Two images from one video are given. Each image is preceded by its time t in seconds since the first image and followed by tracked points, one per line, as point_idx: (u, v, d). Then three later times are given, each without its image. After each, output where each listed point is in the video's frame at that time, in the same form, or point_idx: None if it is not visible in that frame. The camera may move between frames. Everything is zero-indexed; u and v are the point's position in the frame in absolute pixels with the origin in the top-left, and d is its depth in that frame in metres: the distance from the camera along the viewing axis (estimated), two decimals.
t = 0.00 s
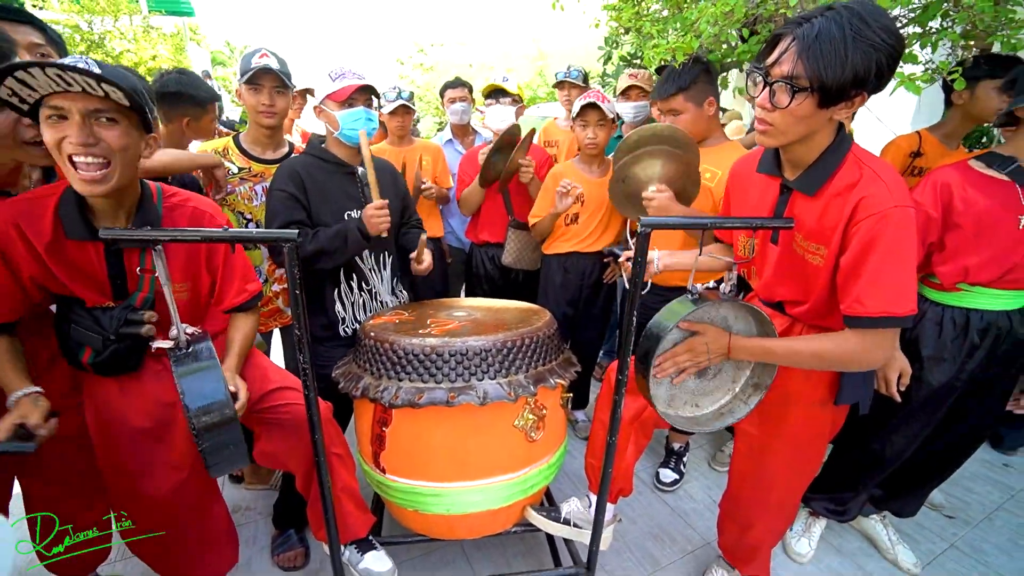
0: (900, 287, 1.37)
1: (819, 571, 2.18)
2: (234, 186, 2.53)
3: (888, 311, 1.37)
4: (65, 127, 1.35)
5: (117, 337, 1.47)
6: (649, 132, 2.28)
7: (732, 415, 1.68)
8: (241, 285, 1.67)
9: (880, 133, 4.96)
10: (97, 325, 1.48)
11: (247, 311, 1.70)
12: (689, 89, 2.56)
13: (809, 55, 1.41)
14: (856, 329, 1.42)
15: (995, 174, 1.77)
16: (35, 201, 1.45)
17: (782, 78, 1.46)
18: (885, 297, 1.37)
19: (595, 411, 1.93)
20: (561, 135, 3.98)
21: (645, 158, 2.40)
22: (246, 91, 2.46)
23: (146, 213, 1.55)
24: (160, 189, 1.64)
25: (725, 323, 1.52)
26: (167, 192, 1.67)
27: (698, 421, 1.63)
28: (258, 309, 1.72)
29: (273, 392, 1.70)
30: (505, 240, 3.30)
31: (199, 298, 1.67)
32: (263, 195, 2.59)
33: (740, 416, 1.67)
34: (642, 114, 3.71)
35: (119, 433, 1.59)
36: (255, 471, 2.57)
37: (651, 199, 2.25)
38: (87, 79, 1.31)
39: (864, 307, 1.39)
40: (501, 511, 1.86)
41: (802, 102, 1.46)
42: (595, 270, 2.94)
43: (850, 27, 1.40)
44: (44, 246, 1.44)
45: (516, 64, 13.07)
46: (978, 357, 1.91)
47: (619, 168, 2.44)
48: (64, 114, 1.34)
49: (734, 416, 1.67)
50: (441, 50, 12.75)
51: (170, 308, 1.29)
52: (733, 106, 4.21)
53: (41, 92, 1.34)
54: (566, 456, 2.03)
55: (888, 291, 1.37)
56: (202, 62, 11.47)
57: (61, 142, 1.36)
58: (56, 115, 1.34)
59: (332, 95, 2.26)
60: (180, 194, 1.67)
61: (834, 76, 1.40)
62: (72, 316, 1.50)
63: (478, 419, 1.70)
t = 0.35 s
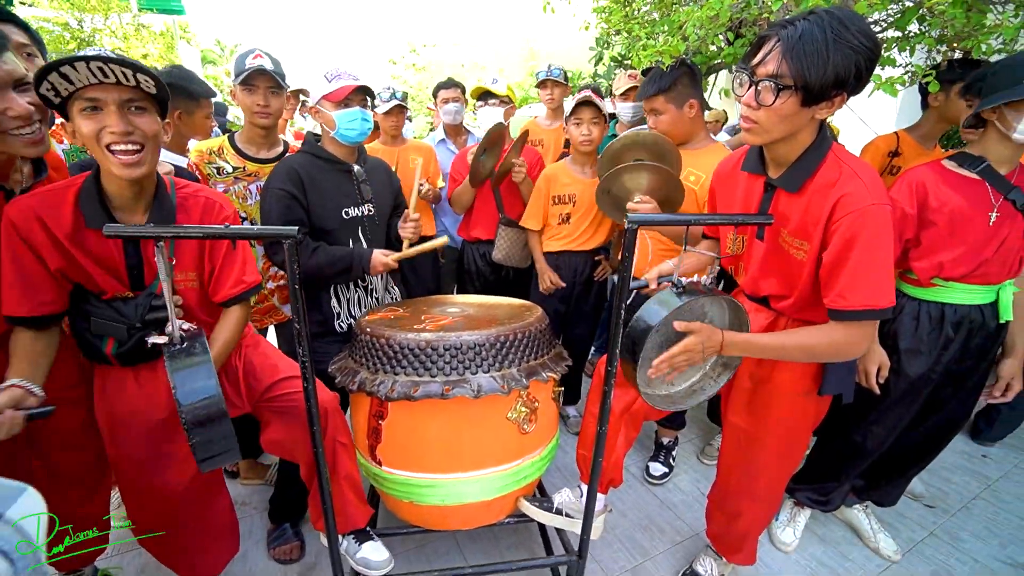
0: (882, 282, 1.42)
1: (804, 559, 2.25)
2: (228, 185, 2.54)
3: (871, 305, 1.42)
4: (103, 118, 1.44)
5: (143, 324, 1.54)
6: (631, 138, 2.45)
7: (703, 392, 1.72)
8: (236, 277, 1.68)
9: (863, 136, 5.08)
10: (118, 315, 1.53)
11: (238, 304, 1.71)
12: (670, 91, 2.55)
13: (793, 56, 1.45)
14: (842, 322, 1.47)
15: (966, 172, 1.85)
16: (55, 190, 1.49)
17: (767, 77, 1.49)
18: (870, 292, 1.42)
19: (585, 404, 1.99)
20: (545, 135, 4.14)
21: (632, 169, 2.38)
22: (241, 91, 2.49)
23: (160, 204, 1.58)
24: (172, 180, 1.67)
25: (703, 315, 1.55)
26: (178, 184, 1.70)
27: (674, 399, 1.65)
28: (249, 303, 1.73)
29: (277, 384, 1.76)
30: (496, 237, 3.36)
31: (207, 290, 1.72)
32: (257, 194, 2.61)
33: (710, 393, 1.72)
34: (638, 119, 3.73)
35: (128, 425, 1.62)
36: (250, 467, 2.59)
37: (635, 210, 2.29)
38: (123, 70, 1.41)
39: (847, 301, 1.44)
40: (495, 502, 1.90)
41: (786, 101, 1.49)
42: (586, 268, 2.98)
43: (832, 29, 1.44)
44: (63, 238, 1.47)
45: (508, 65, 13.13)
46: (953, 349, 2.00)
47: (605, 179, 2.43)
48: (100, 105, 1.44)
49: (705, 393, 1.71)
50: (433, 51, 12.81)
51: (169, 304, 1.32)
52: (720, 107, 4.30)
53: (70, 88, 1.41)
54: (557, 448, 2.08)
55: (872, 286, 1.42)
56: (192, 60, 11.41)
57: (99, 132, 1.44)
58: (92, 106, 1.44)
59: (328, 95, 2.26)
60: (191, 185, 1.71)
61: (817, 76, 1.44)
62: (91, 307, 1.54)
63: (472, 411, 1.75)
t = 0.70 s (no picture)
0: (846, 279, 1.45)
1: (784, 547, 2.32)
2: (218, 184, 2.55)
3: (832, 300, 1.46)
4: (81, 115, 1.44)
5: (129, 319, 1.55)
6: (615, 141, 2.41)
7: (692, 393, 1.76)
8: (234, 263, 1.74)
9: (841, 138, 5.23)
10: (105, 312, 1.54)
11: (241, 289, 1.77)
12: (650, 94, 2.59)
13: (776, 61, 1.38)
14: (807, 316, 1.50)
15: (932, 174, 1.94)
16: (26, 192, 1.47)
17: (749, 82, 1.43)
18: (832, 288, 1.46)
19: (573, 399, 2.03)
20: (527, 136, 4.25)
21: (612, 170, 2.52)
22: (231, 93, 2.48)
23: (138, 202, 1.58)
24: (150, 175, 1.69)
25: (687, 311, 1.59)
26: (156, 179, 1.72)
27: (660, 398, 1.70)
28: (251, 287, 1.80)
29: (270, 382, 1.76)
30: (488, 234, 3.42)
31: (195, 284, 1.75)
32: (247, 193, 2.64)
33: (699, 394, 1.75)
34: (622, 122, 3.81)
35: (123, 425, 1.63)
36: (241, 467, 2.60)
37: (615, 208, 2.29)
38: (104, 71, 1.41)
39: (814, 296, 1.47)
40: (484, 496, 1.94)
41: (766, 105, 1.43)
42: (572, 268, 3.04)
43: (815, 36, 1.37)
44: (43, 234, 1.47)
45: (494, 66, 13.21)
46: (923, 342, 2.08)
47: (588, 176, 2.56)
48: (81, 103, 1.44)
49: (694, 394, 1.75)
50: (421, 51, 12.82)
51: (161, 298, 1.30)
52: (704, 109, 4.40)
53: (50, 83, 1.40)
54: (545, 443, 2.13)
55: (835, 282, 1.45)
56: (176, 59, 11.28)
57: (76, 128, 1.44)
58: (71, 102, 1.43)
59: (320, 95, 2.26)
60: (168, 179, 1.72)
61: (797, 84, 1.38)
62: (79, 306, 1.55)
63: (461, 406, 1.78)
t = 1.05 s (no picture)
0: (817, 278, 1.50)
1: (762, 540, 2.39)
2: (199, 186, 2.52)
3: (811, 300, 1.50)
4: (81, 127, 1.41)
5: (98, 324, 1.51)
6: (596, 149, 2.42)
7: (672, 388, 1.82)
8: (195, 267, 1.70)
9: (813, 143, 5.41)
10: (73, 318, 1.49)
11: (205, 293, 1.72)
12: (630, 98, 2.63)
13: (745, 67, 1.44)
14: (787, 316, 1.54)
15: (894, 179, 2.04)
16: None
17: (721, 87, 1.49)
18: (810, 287, 1.49)
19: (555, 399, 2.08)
20: (512, 141, 4.31)
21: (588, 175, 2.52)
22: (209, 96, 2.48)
23: (109, 209, 1.56)
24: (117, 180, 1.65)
25: (667, 312, 1.61)
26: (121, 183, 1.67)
27: (645, 397, 1.74)
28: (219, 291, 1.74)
29: (243, 384, 1.77)
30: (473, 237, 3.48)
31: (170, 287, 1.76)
32: (229, 195, 2.60)
33: (680, 389, 1.82)
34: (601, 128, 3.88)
35: (101, 435, 1.61)
36: (224, 474, 2.57)
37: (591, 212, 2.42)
38: (112, 87, 1.42)
39: (790, 297, 1.51)
40: (470, 496, 1.97)
41: (735, 111, 1.48)
42: (550, 271, 3.09)
43: (782, 46, 1.44)
44: (9, 243, 1.43)
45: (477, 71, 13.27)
46: (888, 340, 2.18)
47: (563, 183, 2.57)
48: (77, 114, 1.40)
49: (675, 389, 1.81)
50: (403, 55, 12.83)
51: (147, 304, 1.34)
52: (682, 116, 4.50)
53: (42, 96, 1.34)
54: (529, 443, 2.16)
55: (807, 282, 1.49)
56: (152, 61, 11.07)
57: (73, 140, 1.40)
58: (65, 114, 1.39)
59: (303, 103, 2.26)
60: (137, 181, 1.69)
61: (764, 91, 1.44)
62: (44, 314, 1.50)
63: (446, 408, 1.81)
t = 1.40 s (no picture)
0: (807, 279, 1.50)
1: (754, 537, 2.41)
2: (192, 181, 2.50)
3: (796, 299, 1.50)
4: (54, 120, 1.38)
5: (71, 320, 1.48)
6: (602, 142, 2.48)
7: (652, 379, 1.89)
8: (195, 259, 1.69)
9: (809, 142, 5.43)
10: (46, 312, 1.48)
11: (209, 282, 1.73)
12: (631, 91, 2.66)
13: (743, 67, 1.44)
14: (769, 314, 1.54)
15: (887, 178, 2.05)
16: None
17: (719, 86, 1.49)
18: (795, 286, 1.49)
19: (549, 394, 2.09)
20: (506, 134, 4.30)
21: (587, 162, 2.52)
22: (198, 89, 2.45)
23: (86, 204, 1.53)
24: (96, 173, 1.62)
25: (654, 303, 1.64)
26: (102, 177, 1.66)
27: (625, 384, 1.81)
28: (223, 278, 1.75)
29: (234, 380, 1.75)
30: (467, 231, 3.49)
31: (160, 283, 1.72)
32: (223, 188, 2.58)
33: (659, 381, 1.88)
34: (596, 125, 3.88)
35: (81, 428, 1.60)
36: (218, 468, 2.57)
37: (591, 198, 2.38)
38: (87, 81, 1.39)
39: (773, 295, 1.51)
40: (463, 491, 1.97)
41: (732, 110, 1.48)
42: (545, 268, 3.10)
43: (780, 46, 1.43)
44: None
45: (474, 66, 13.24)
46: (880, 338, 2.19)
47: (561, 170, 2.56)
48: (49, 108, 1.37)
49: (654, 380, 1.88)
50: (400, 49, 12.76)
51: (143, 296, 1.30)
52: (679, 113, 4.51)
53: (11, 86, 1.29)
54: (523, 438, 2.17)
55: (796, 282, 1.49)
56: (146, 53, 10.95)
57: (47, 134, 1.36)
58: (38, 107, 1.35)
59: (300, 98, 2.25)
60: (116, 175, 1.67)
61: (761, 91, 1.43)
62: (19, 308, 1.49)
63: (439, 403, 1.81)
